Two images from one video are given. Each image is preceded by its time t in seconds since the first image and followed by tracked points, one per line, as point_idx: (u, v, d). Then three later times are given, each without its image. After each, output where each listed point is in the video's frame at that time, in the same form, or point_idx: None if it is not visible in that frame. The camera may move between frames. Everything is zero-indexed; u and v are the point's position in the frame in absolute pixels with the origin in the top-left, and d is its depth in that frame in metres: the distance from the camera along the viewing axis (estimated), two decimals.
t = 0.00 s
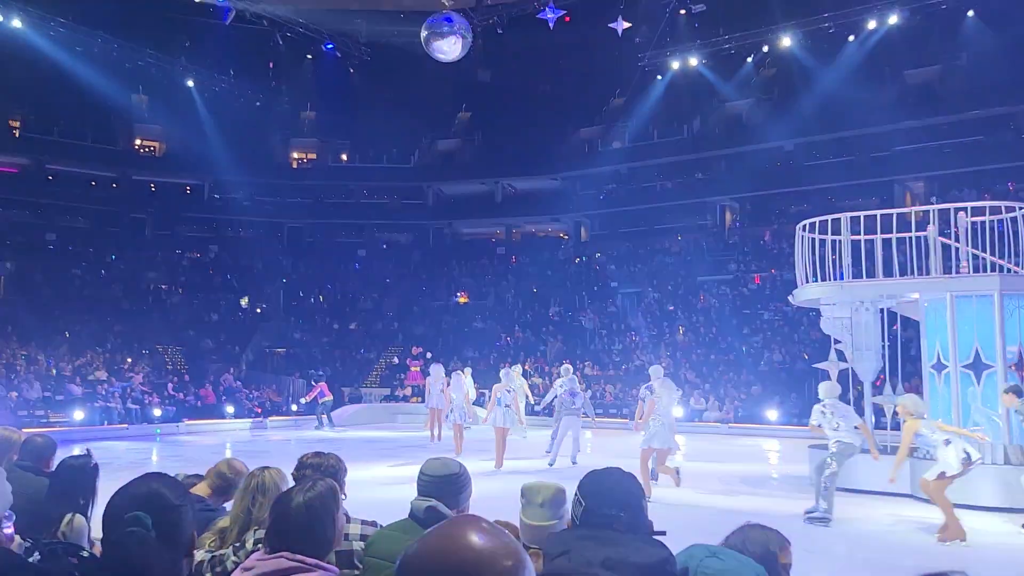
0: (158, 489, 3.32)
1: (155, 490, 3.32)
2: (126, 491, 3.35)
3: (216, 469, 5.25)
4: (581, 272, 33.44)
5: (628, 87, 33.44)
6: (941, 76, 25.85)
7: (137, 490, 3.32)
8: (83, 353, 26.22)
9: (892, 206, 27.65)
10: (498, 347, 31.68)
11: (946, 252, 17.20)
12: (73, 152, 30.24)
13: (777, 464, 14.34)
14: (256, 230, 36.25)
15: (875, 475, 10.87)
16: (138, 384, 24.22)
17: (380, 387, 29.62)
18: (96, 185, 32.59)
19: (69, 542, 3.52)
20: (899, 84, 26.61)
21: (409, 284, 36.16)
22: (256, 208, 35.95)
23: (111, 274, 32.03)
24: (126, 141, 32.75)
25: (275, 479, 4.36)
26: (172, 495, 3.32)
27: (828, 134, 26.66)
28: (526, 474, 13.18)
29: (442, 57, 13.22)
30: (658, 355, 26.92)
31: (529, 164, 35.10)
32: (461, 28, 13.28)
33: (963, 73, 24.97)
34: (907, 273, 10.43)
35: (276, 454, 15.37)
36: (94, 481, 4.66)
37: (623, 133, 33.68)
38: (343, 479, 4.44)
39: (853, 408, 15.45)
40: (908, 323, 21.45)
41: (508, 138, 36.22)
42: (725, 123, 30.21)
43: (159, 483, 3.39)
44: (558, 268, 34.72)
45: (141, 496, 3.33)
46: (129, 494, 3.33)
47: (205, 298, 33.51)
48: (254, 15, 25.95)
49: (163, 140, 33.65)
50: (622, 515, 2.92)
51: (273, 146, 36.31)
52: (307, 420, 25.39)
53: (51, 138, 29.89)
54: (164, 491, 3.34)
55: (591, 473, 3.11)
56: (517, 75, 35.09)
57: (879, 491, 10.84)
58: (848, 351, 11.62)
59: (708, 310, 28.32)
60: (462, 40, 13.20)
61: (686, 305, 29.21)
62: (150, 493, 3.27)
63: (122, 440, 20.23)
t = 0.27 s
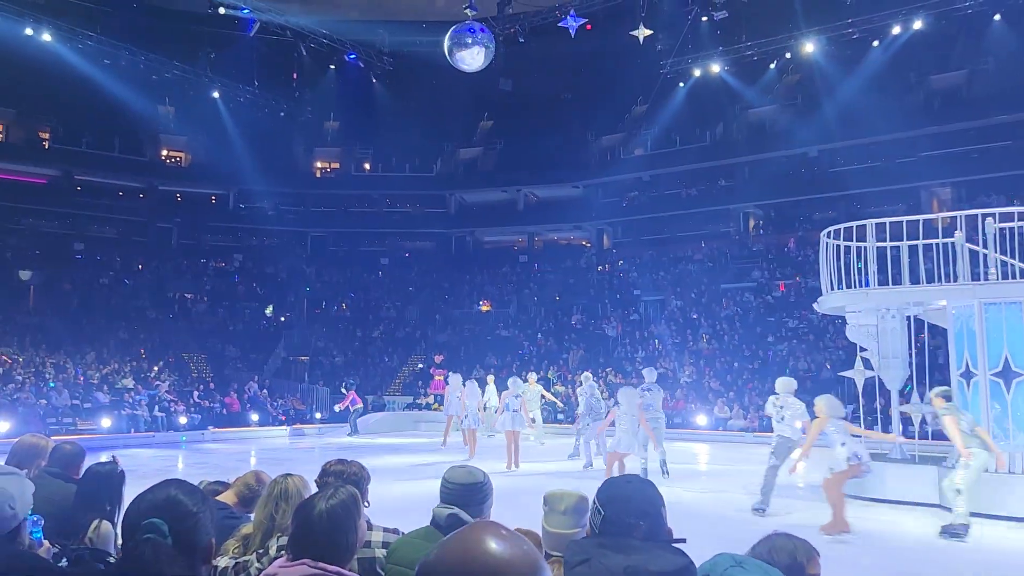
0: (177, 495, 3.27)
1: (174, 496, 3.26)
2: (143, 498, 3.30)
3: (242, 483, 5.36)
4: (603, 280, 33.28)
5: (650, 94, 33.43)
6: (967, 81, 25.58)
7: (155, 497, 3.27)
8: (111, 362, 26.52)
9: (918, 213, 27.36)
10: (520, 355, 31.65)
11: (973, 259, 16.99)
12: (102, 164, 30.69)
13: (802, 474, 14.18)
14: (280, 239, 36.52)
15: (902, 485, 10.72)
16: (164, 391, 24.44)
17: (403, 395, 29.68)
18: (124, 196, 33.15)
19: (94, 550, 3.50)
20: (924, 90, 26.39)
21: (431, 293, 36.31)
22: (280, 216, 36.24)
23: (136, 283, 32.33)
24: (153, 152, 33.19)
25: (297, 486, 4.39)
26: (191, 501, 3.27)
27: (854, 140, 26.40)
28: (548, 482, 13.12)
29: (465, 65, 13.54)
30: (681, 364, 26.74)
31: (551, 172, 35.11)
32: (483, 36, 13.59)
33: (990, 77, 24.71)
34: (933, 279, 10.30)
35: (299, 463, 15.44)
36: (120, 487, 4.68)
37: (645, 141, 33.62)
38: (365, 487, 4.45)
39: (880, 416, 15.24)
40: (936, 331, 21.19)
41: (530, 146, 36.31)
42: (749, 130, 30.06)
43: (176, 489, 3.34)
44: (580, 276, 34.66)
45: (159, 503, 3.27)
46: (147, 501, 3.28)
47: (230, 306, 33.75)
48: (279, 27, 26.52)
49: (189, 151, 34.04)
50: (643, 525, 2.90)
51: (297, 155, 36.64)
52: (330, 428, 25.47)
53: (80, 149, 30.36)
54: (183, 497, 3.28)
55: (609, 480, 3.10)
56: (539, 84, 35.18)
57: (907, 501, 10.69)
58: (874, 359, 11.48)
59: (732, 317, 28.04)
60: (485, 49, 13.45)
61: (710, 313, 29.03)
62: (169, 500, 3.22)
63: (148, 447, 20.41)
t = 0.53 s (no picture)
0: (193, 498, 3.28)
1: (190, 499, 3.27)
2: (159, 501, 3.31)
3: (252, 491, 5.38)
4: (617, 285, 33.20)
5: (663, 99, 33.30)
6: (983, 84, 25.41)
7: (171, 500, 3.28)
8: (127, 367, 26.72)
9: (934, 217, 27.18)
10: (534, 360, 31.60)
11: (991, 263, 16.84)
12: (118, 171, 30.95)
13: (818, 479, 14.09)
14: (294, 245, 36.67)
15: (920, 491, 10.63)
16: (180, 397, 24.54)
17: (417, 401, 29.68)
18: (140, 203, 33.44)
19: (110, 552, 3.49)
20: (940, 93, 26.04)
21: (444, 299, 36.35)
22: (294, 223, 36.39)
23: (152, 290, 32.54)
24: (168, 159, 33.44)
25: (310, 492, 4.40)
26: (206, 504, 3.28)
27: (869, 144, 26.25)
28: (561, 487, 13.11)
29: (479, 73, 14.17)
30: (696, 369, 26.61)
31: (564, 177, 35.11)
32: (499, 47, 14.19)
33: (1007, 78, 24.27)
34: (950, 284, 10.20)
35: (313, 468, 15.49)
36: (136, 491, 4.68)
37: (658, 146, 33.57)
38: (379, 492, 4.43)
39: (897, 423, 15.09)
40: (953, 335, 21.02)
41: (543, 152, 36.33)
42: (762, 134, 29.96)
43: (192, 492, 3.35)
44: (593, 281, 34.59)
45: (174, 505, 3.28)
46: (162, 503, 3.29)
47: (245, 312, 33.91)
48: (293, 34, 26.68)
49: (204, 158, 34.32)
50: (655, 529, 2.90)
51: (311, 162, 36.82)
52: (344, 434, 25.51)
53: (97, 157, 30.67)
54: (198, 500, 3.29)
55: (621, 485, 3.10)
56: (552, 89, 35.19)
57: (925, 507, 10.59)
58: (890, 364, 11.38)
59: (747, 322, 27.89)
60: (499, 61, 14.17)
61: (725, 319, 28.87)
62: (185, 503, 3.23)
63: (164, 452, 20.54)
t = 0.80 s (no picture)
0: (202, 499, 3.29)
1: (198, 499, 3.29)
2: (167, 502, 3.31)
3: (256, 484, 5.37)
4: (624, 288, 33.17)
5: (669, 102, 33.33)
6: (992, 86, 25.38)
7: (180, 501, 3.28)
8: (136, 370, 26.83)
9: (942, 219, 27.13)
10: (541, 363, 31.63)
11: (998, 265, 16.81)
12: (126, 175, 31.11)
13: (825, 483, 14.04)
14: (302, 248, 36.80)
15: (928, 493, 10.60)
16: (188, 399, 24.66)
17: (424, 403, 29.73)
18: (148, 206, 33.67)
19: (118, 554, 3.50)
20: (947, 96, 26.35)
21: (451, 301, 36.40)
22: (301, 226, 36.50)
23: (160, 292, 32.65)
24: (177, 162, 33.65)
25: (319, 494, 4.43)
26: (216, 505, 3.30)
27: (877, 145, 26.19)
28: (567, 490, 13.11)
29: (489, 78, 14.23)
30: (703, 372, 26.58)
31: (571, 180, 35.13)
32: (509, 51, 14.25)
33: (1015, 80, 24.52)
34: (957, 285, 10.17)
35: (321, 470, 15.53)
36: (143, 493, 4.70)
37: (665, 148, 33.61)
38: (388, 496, 4.38)
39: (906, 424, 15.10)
40: (961, 337, 20.99)
41: (550, 155, 36.41)
42: (770, 136, 29.97)
43: (202, 493, 3.36)
44: (600, 284, 34.60)
45: (183, 507, 3.29)
46: (170, 505, 3.29)
47: (252, 315, 33.98)
48: (301, 38, 26.78)
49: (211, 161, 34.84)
50: (661, 530, 2.90)
51: (319, 165, 36.98)
52: (351, 436, 25.59)
53: (105, 161, 30.83)
54: (208, 501, 3.31)
55: (630, 485, 3.11)
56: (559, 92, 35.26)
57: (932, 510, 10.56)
58: (897, 366, 11.35)
59: (754, 324, 27.83)
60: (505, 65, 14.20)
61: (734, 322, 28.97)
62: (193, 504, 3.24)
63: (171, 455, 20.60)
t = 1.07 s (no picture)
0: (205, 498, 3.29)
1: (201, 496, 3.29)
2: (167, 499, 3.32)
3: (240, 468, 4.98)
4: (627, 288, 33.12)
5: (672, 103, 33.38)
6: (996, 85, 25.37)
7: (183, 501, 3.29)
8: (140, 371, 26.89)
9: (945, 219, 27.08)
10: (544, 363, 31.63)
11: (1001, 264, 16.81)
12: (129, 176, 31.15)
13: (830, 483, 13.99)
14: (305, 249, 36.86)
15: (931, 493, 10.58)
16: (192, 400, 24.69)
17: (427, 404, 29.76)
18: (151, 207, 33.75)
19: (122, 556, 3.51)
20: (951, 95, 26.33)
21: (454, 301, 36.42)
22: (304, 227, 36.56)
23: (164, 294, 32.71)
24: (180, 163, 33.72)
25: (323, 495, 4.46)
26: (218, 503, 3.29)
27: (881, 145, 26.15)
28: (571, 490, 13.08)
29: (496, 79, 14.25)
30: (707, 372, 26.56)
31: (574, 180, 35.11)
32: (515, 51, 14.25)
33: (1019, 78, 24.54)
34: (962, 285, 10.14)
35: (324, 471, 15.54)
36: (147, 493, 4.68)
37: (667, 148, 33.63)
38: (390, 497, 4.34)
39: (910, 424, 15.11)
40: (964, 336, 20.97)
41: (552, 155, 36.44)
42: (773, 136, 29.98)
43: (205, 490, 3.36)
44: (602, 284, 34.58)
45: (184, 504, 3.29)
46: (171, 502, 3.29)
47: (256, 316, 34.00)
48: (304, 38, 26.79)
49: (215, 162, 34.64)
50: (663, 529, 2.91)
51: (322, 166, 37.05)
52: (354, 437, 25.61)
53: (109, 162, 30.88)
54: (211, 499, 3.30)
55: (631, 484, 3.12)
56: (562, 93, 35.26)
57: (936, 510, 10.55)
58: (902, 366, 11.32)
59: (757, 324, 27.78)
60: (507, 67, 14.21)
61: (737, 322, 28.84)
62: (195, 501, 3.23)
63: (175, 455, 20.61)
